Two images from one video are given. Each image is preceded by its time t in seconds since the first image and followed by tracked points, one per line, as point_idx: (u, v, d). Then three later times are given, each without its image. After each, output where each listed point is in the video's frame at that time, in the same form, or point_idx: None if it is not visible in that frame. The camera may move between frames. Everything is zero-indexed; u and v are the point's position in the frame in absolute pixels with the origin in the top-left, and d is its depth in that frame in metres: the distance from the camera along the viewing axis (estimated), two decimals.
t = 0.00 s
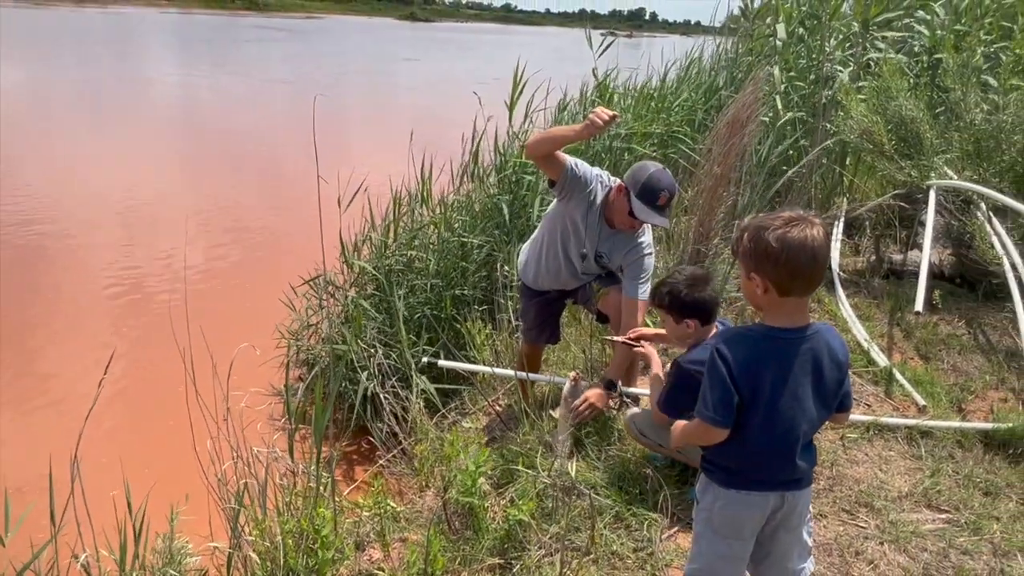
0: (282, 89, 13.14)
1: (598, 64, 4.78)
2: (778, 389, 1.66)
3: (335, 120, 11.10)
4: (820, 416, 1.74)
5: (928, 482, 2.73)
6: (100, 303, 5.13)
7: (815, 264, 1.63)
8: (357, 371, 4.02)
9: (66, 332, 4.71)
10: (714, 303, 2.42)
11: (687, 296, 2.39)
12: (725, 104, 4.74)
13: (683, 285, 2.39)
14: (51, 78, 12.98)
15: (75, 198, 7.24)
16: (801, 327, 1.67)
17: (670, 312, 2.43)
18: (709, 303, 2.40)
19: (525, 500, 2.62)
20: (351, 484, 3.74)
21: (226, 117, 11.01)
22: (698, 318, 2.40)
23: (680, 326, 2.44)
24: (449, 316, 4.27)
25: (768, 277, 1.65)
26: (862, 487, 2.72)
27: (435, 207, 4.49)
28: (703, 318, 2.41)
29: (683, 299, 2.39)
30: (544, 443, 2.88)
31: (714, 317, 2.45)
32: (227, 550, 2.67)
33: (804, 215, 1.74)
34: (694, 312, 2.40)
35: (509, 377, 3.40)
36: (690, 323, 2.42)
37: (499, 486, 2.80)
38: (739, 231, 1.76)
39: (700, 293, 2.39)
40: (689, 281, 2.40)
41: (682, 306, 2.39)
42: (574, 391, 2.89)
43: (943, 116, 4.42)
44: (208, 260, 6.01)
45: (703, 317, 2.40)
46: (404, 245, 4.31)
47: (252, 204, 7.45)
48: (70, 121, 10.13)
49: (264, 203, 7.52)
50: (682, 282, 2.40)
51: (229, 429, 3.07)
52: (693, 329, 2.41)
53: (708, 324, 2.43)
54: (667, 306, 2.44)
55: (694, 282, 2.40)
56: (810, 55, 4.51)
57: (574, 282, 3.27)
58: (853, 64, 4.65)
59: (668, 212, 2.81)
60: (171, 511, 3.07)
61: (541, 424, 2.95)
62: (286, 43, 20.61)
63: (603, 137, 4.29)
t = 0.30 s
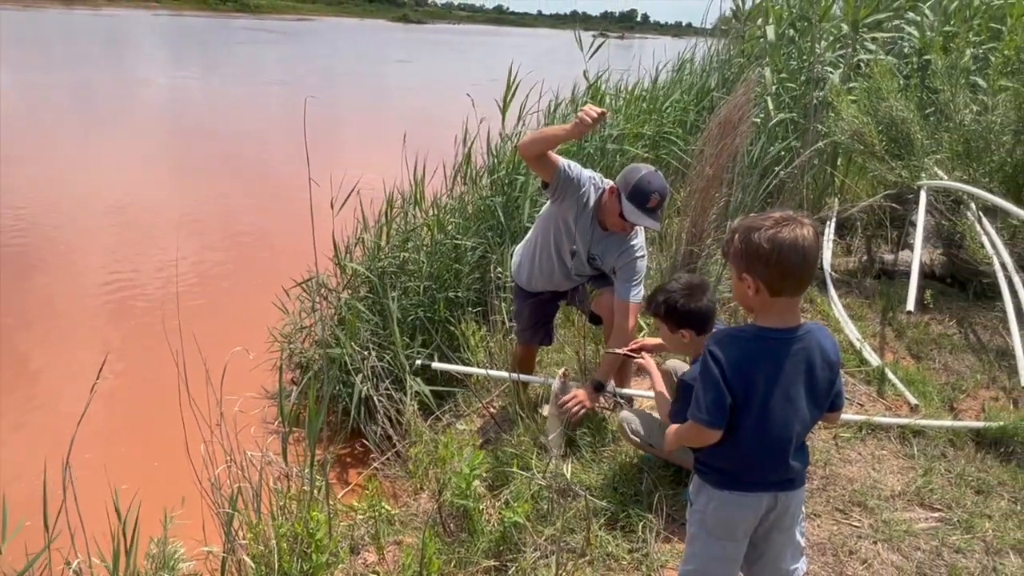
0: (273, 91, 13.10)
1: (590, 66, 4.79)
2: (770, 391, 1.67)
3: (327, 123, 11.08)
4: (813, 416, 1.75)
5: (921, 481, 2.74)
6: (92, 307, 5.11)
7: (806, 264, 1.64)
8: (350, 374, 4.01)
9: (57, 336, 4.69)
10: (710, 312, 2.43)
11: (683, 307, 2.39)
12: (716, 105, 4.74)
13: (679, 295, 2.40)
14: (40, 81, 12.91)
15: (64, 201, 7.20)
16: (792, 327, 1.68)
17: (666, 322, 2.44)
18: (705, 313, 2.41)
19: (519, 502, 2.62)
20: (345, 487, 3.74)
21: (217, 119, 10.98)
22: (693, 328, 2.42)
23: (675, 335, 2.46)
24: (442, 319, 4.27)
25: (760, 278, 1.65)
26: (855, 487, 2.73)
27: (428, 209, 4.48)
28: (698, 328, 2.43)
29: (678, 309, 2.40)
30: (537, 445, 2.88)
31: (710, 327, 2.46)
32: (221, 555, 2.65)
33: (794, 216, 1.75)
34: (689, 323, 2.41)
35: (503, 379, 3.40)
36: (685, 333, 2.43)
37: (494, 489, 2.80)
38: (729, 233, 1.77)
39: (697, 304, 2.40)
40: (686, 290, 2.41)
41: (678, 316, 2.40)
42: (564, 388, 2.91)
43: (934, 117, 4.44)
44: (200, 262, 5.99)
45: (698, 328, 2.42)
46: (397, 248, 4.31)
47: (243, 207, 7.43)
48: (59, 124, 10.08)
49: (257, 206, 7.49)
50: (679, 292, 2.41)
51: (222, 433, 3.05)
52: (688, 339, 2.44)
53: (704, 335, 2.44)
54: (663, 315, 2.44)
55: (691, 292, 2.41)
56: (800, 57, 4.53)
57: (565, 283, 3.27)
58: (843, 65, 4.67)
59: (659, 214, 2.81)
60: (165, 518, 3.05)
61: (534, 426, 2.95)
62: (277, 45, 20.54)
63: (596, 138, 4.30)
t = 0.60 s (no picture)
0: (266, 93, 13.07)
1: (584, 67, 4.79)
2: (765, 392, 1.67)
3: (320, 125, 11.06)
4: (808, 418, 1.75)
5: (917, 480, 2.75)
6: (85, 310, 5.08)
7: (800, 264, 1.64)
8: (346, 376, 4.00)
9: (50, 339, 4.66)
10: (694, 319, 2.41)
11: (665, 316, 2.40)
12: (711, 106, 4.75)
13: (660, 305, 2.41)
14: (29, 83, 12.82)
15: (57, 204, 7.17)
16: (787, 328, 1.68)
17: (649, 331, 2.45)
18: (689, 321, 2.40)
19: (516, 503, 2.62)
20: (341, 490, 3.73)
21: (210, 120, 10.95)
22: (676, 337, 2.41)
23: (660, 343, 2.46)
24: (438, 320, 4.26)
25: (754, 279, 1.66)
26: (851, 487, 2.74)
27: (423, 210, 4.48)
28: (681, 336, 2.41)
29: (660, 319, 2.40)
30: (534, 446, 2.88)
31: (695, 333, 2.44)
32: (217, 559, 2.64)
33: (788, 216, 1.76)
34: (672, 331, 2.40)
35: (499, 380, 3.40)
36: (670, 341, 2.43)
37: (491, 490, 2.80)
38: (723, 234, 1.77)
39: (679, 313, 2.39)
40: (667, 300, 2.42)
41: (659, 326, 2.40)
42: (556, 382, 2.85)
43: (927, 118, 4.45)
44: (194, 264, 5.98)
45: (682, 336, 2.41)
46: (392, 249, 4.29)
47: (236, 209, 7.41)
48: (51, 126, 10.03)
49: (250, 208, 7.47)
50: (660, 302, 2.42)
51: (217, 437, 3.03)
52: (673, 345, 2.43)
53: (688, 341, 2.43)
54: (646, 326, 2.45)
55: (672, 301, 2.42)
56: (794, 59, 4.54)
57: (563, 284, 3.27)
58: (837, 65, 4.68)
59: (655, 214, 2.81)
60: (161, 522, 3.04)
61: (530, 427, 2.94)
62: (269, 46, 20.48)
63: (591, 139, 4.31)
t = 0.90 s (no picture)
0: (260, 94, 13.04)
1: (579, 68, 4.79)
2: (763, 393, 1.66)
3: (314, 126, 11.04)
4: (805, 419, 1.75)
5: (914, 480, 2.75)
6: (78, 312, 5.05)
7: (798, 264, 1.64)
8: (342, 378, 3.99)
9: (43, 342, 4.63)
10: (692, 320, 2.41)
11: (663, 316, 2.39)
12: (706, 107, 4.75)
13: (659, 305, 2.40)
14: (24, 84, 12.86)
15: (50, 206, 7.14)
16: (785, 329, 1.67)
17: (647, 330, 2.44)
18: (686, 322, 2.39)
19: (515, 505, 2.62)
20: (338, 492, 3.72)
21: (203, 122, 10.92)
22: (674, 337, 2.41)
23: (657, 343, 2.46)
24: (434, 322, 4.25)
25: (753, 279, 1.65)
26: (849, 487, 2.74)
27: (418, 211, 4.46)
28: (679, 336, 2.41)
29: (659, 319, 2.40)
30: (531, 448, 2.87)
31: (693, 333, 2.44)
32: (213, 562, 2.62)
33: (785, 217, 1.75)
34: (670, 332, 2.40)
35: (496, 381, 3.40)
36: (667, 341, 2.43)
37: (489, 492, 2.79)
38: (720, 234, 1.77)
39: (677, 313, 2.39)
40: (666, 300, 2.41)
41: (657, 326, 2.40)
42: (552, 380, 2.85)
43: (921, 118, 4.47)
44: (188, 266, 5.95)
45: (679, 336, 2.40)
46: (388, 250, 4.27)
47: (230, 211, 7.39)
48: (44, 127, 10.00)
49: (244, 209, 7.45)
50: (658, 302, 2.41)
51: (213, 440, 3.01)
52: (670, 347, 2.43)
53: (686, 342, 2.42)
54: (643, 325, 2.45)
55: (671, 301, 2.41)
56: (789, 59, 4.54)
57: (561, 283, 3.26)
58: (832, 66, 4.69)
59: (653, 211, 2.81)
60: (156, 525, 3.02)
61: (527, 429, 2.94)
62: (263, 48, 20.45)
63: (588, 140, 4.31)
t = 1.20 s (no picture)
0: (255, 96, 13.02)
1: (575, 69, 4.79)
2: (759, 396, 1.67)
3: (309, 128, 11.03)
4: (802, 421, 1.75)
5: (910, 480, 2.76)
6: (73, 315, 5.04)
7: (794, 266, 1.64)
8: (338, 380, 3.98)
9: (37, 345, 4.61)
10: (693, 322, 2.43)
11: (664, 320, 2.40)
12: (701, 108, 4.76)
13: (660, 308, 2.40)
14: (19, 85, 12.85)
15: (44, 207, 7.11)
16: (782, 331, 1.68)
17: (649, 334, 2.45)
18: (688, 325, 2.41)
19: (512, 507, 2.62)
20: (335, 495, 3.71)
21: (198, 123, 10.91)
22: (676, 340, 2.42)
23: (659, 346, 2.46)
24: (431, 323, 4.25)
25: (749, 280, 1.65)
26: (846, 487, 2.74)
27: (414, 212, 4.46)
28: (681, 339, 2.42)
29: (660, 322, 2.40)
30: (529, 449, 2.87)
31: (694, 336, 2.46)
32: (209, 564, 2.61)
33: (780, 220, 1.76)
34: (671, 335, 2.41)
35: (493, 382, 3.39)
36: (669, 344, 2.44)
37: (487, 493, 2.79)
38: (716, 237, 1.77)
39: (677, 316, 2.40)
40: (667, 303, 2.41)
41: (659, 329, 2.40)
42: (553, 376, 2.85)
43: (915, 118, 4.49)
44: (184, 268, 5.94)
45: (681, 339, 2.42)
46: (384, 252, 4.27)
47: (225, 213, 7.37)
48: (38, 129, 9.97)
49: (239, 211, 7.43)
50: (660, 304, 2.41)
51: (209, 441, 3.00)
52: (672, 350, 2.44)
53: (687, 345, 2.44)
54: (644, 328, 2.45)
55: (672, 304, 2.41)
56: (783, 60, 4.55)
57: (558, 282, 3.26)
58: (826, 67, 4.72)
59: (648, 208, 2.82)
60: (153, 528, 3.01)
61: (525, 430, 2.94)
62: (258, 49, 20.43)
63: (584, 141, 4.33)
